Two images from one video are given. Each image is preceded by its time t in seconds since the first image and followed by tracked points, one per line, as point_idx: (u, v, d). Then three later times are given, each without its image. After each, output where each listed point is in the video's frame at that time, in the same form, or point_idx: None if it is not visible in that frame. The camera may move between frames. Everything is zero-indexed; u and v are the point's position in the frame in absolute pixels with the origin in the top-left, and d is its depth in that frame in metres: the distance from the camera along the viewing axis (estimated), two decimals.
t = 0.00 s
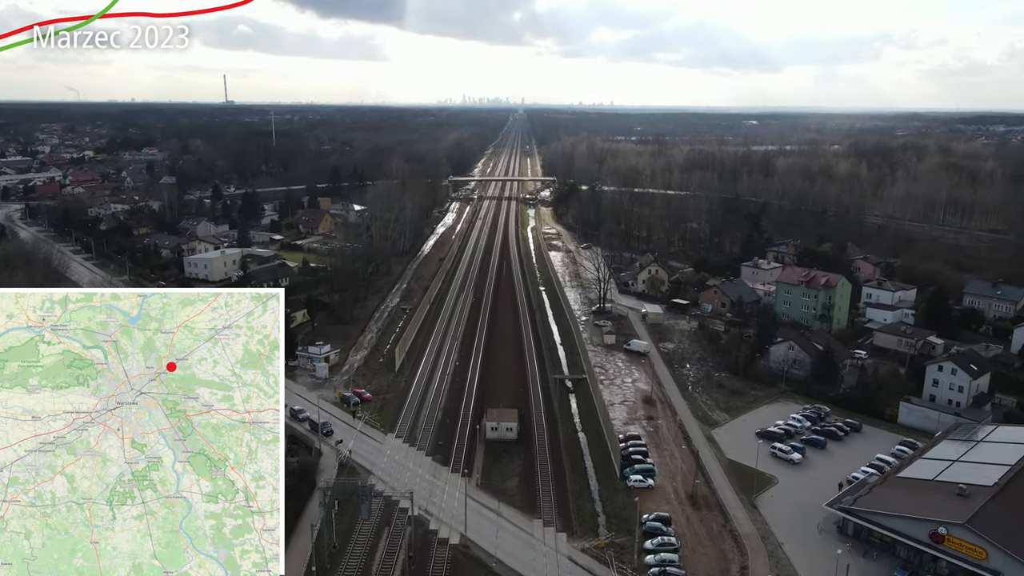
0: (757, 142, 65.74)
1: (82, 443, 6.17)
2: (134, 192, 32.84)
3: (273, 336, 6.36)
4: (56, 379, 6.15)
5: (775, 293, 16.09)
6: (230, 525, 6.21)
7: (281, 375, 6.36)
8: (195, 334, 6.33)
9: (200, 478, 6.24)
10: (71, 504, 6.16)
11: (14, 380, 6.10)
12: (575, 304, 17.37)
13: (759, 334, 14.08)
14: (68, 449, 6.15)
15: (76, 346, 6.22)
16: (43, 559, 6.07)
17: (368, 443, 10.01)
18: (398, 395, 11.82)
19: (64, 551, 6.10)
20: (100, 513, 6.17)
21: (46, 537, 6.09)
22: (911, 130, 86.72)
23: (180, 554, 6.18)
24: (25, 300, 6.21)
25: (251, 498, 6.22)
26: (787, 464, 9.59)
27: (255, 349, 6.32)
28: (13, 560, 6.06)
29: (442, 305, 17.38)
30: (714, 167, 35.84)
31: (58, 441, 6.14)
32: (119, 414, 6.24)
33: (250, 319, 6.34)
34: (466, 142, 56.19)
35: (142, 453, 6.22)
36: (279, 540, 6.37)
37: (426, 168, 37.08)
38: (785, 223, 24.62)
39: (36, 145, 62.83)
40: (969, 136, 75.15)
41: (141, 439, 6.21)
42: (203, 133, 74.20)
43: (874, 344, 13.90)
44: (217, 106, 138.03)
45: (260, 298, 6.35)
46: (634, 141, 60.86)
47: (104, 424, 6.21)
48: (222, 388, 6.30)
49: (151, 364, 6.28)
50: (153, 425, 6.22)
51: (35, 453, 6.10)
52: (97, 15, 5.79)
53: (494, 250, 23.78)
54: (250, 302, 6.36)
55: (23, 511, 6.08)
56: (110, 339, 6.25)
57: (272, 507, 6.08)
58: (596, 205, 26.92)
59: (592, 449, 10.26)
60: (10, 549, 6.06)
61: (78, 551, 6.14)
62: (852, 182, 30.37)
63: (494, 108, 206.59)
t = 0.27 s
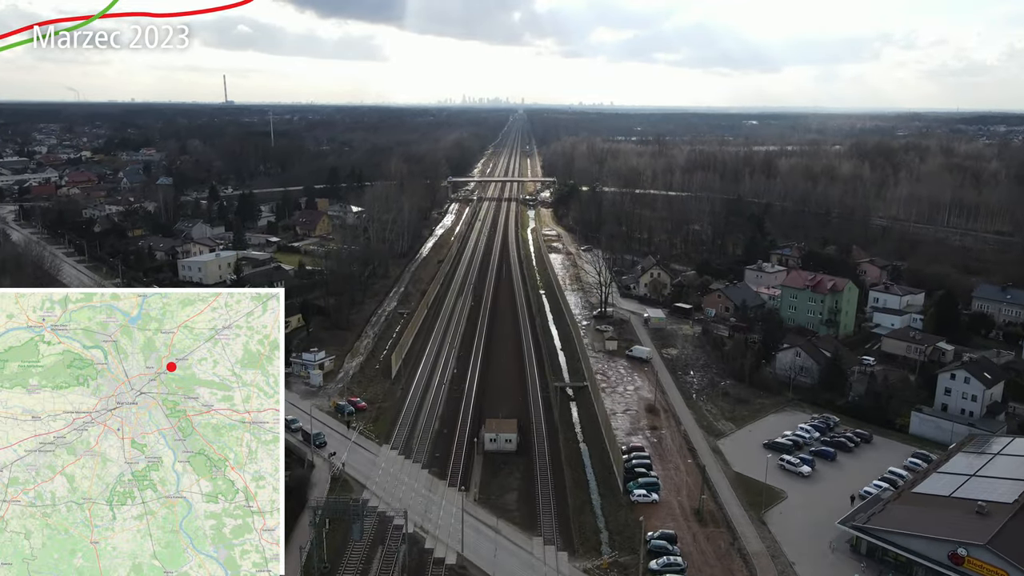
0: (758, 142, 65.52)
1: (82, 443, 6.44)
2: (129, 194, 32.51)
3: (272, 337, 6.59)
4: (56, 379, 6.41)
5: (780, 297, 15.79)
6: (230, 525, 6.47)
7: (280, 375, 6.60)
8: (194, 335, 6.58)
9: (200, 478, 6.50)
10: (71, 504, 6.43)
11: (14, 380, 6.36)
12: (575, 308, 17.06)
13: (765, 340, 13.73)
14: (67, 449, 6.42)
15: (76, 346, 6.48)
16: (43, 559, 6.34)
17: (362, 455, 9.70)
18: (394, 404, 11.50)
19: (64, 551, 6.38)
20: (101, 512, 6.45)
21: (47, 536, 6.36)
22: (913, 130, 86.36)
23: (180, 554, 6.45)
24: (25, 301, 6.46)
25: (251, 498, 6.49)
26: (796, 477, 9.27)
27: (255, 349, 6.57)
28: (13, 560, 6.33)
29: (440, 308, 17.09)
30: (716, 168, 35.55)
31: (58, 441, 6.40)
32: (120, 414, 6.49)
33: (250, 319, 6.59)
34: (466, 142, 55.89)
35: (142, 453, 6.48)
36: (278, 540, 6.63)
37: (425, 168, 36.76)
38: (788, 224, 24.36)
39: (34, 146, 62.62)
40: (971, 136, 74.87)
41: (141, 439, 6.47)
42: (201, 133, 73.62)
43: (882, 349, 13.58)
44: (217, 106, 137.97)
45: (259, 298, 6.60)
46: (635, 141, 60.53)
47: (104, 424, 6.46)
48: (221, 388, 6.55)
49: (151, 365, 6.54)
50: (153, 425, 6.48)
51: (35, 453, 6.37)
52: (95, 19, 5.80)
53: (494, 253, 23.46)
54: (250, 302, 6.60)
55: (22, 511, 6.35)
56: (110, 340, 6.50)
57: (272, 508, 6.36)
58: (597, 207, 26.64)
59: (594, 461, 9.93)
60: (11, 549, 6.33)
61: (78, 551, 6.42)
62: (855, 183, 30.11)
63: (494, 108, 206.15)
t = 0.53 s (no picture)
0: (759, 142, 65.17)
1: (82, 443, 6.26)
2: (125, 195, 32.17)
3: (273, 337, 6.43)
4: (56, 379, 6.23)
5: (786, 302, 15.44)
6: (230, 525, 6.31)
7: (281, 375, 6.43)
8: (194, 335, 6.41)
9: (200, 478, 6.33)
10: (71, 504, 6.26)
11: (14, 380, 6.19)
12: (576, 313, 16.71)
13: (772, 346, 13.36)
14: (67, 449, 6.25)
15: (76, 346, 6.30)
16: (43, 559, 6.17)
17: (356, 469, 9.34)
18: (390, 414, 11.14)
19: (64, 551, 6.21)
20: (100, 512, 6.27)
21: (47, 535, 6.19)
22: (914, 130, 86.09)
23: (180, 554, 6.29)
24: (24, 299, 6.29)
25: (251, 498, 6.31)
26: (807, 492, 8.91)
27: (255, 349, 6.39)
28: (13, 560, 6.16)
29: (438, 313, 16.75)
30: (717, 169, 35.21)
31: (58, 441, 6.23)
32: (120, 414, 6.32)
33: (251, 319, 6.41)
34: (465, 142, 55.52)
35: (142, 453, 6.31)
36: (279, 540, 6.47)
37: (424, 169, 36.40)
38: (791, 226, 24.03)
39: (30, 146, 62.25)
40: (972, 136, 74.59)
41: (141, 439, 6.30)
42: (199, 133, 73.26)
43: (891, 356, 13.25)
44: (216, 106, 137.63)
45: (260, 298, 6.43)
46: (635, 141, 60.22)
47: (105, 424, 6.29)
48: (222, 388, 6.38)
49: (151, 365, 6.36)
50: (153, 425, 6.31)
51: (35, 453, 6.19)
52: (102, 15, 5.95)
53: (493, 255, 23.13)
54: (250, 303, 6.43)
55: (22, 512, 6.18)
56: (110, 340, 6.33)
57: (272, 507, 6.25)
58: (598, 208, 26.31)
59: (597, 473, 9.60)
60: (11, 549, 6.17)
61: (78, 551, 6.24)
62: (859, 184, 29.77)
63: (493, 107, 205.93)
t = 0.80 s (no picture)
0: (760, 143, 64.81)
1: (83, 443, 5.97)
2: (119, 196, 31.72)
3: (274, 336, 6.11)
4: (56, 379, 5.94)
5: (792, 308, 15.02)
6: (230, 525, 5.98)
7: (283, 375, 6.12)
8: (195, 335, 6.09)
9: (200, 479, 6.00)
10: (71, 504, 5.96)
11: (14, 380, 5.90)
12: (577, 318, 16.29)
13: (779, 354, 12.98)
14: (68, 449, 5.95)
15: (76, 346, 5.99)
16: (43, 560, 5.87)
17: (347, 486, 8.93)
18: (384, 427, 10.75)
19: (64, 551, 5.90)
20: (101, 512, 5.97)
21: (46, 534, 5.89)
22: (915, 130, 85.77)
23: (180, 555, 5.97)
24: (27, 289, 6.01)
25: (251, 498, 5.98)
26: (820, 511, 8.50)
27: (255, 349, 6.08)
28: (13, 560, 5.86)
29: (435, 320, 16.38)
30: (720, 169, 34.83)
31: (58, 441, 5.94)
32: (120, 414, 6.01)
33: (250, 319, 6.10)
34: (465, 142, 55.13)
35: (142, 454, 6.00)
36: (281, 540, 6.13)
37: (423, 170, 36.02)
38: (795, 229, 23.65)
39: (28, 146, 61.93)
40: (973, 137, 74.32)
41: (141, 439, 6.00)
42: (197, 133, 72.91)
43: (902, 364, 12.86)
44: (215, 105, 137.30)
45: (260, 297, 6.13)
46: (636, 141, 59.86)
47: (105, 424, 5.99)
48: (222, 388, 6.06)
49: (150, 364, 6.05)
50: (153, 425, 5.99)
51: (36, 455, 5.90)
52: (106, 17, 6.05)
53: (491, 258, 22.70)
54: (251, 302, 6.13)
55: (22, 511, 5.88)
56: (110, 340, 6.02)
57: (274, 510, 5.91)
58: (599, 210, 25.93)
59: (601, 489, 9.20)
60: (10, 549, 5.87)
61: (79, 552, 5.94)
62: (863, 186, 29.39)
63: (493, 107, 205.69)
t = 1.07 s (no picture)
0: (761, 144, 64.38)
1: (83, 443, 5.81)
2: (111, 197, 31.17)
3: (274, 336, 5.99)
4: (57, 379, 5.80)
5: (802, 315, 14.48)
6: (230, 525, 5.81)
7: (284, 376, 5.98)
8: (195, 334, 5.96)
9: (200, 478, 5.84)
10: (71, 504, 5.79)
11: (14, 380, 5.76)
12: (579, 325, 15.75)
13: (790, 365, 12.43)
14: (68, 449, 5.80)
15: (76, 345, 5.86)
16: (43, 560, 5.68)
17: (334, 511, 8.38)
18: (376, 444, 10.23)
19: (64, 551, 5.72)
20: (100, 513, 5.81)
21: (47, 533, 5.71)
22: (916, 130, 85.35)
23: (180, 554, 5.78)
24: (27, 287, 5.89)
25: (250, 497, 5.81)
26: (837, 538, 7.97)
27: (255, 348, 5.95)
28: (12, 560, 5.68)
29: (431, 328, 15.83)
30: (722, 171, 34.30)
31: (58, 441, 5.79)
32: (120, 414, 5.87)
33: (251, 319, 5.97)
34: (464, 143, 54.64)
35: (142, 454, 5.85)
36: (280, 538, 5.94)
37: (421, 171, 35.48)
38: (801, 232, 23.13)
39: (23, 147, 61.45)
40: (975, 137, 73.91)
41: (142, 439, 5.84)
42: (194, 134, 72.39)
43: (920, 375, 12.33)
44: (213, 106, 136.87)
45: (261, 296, 5.98)
46: (636, 142, 59.37)
47: (105, 424, 5.84)
48: (222, 388, 5.91)
49: (150, 364, 5.92)
50: (153, 424, 5.84)
51: (37, 454, 5.75)
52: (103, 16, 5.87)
53: (490, 263, 22.14)
54: (250, 302, 5.99)
55: (22, 511, 5.71)
56: (110, 340, 5.89)
57: (273, 508, 5.73)
58: (600, 212, 25.39)
59: (605, 512, 8.67)
60: (10, 549, 5.69)
61: (79, 551, 5.75)
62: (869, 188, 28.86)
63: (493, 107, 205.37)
